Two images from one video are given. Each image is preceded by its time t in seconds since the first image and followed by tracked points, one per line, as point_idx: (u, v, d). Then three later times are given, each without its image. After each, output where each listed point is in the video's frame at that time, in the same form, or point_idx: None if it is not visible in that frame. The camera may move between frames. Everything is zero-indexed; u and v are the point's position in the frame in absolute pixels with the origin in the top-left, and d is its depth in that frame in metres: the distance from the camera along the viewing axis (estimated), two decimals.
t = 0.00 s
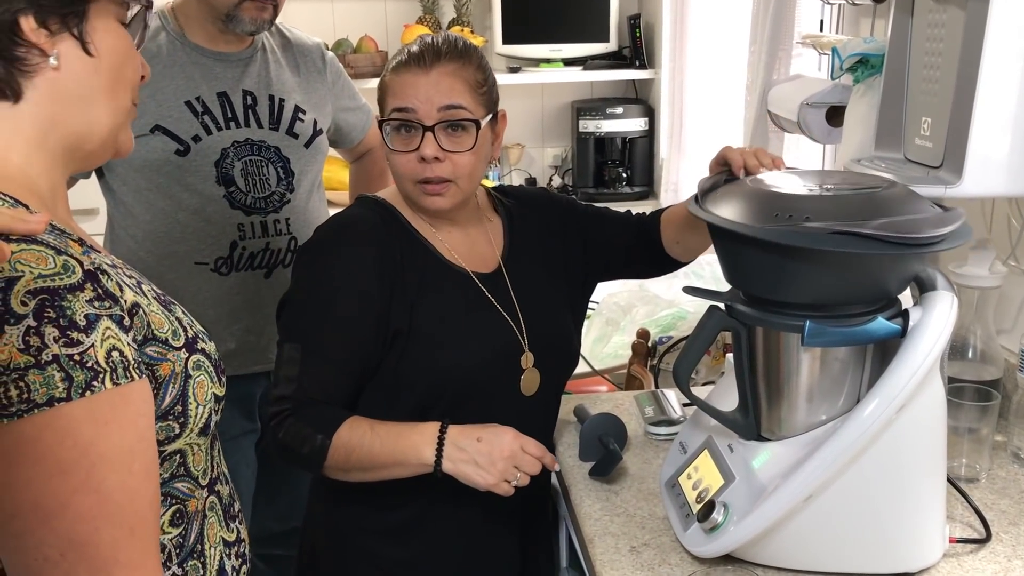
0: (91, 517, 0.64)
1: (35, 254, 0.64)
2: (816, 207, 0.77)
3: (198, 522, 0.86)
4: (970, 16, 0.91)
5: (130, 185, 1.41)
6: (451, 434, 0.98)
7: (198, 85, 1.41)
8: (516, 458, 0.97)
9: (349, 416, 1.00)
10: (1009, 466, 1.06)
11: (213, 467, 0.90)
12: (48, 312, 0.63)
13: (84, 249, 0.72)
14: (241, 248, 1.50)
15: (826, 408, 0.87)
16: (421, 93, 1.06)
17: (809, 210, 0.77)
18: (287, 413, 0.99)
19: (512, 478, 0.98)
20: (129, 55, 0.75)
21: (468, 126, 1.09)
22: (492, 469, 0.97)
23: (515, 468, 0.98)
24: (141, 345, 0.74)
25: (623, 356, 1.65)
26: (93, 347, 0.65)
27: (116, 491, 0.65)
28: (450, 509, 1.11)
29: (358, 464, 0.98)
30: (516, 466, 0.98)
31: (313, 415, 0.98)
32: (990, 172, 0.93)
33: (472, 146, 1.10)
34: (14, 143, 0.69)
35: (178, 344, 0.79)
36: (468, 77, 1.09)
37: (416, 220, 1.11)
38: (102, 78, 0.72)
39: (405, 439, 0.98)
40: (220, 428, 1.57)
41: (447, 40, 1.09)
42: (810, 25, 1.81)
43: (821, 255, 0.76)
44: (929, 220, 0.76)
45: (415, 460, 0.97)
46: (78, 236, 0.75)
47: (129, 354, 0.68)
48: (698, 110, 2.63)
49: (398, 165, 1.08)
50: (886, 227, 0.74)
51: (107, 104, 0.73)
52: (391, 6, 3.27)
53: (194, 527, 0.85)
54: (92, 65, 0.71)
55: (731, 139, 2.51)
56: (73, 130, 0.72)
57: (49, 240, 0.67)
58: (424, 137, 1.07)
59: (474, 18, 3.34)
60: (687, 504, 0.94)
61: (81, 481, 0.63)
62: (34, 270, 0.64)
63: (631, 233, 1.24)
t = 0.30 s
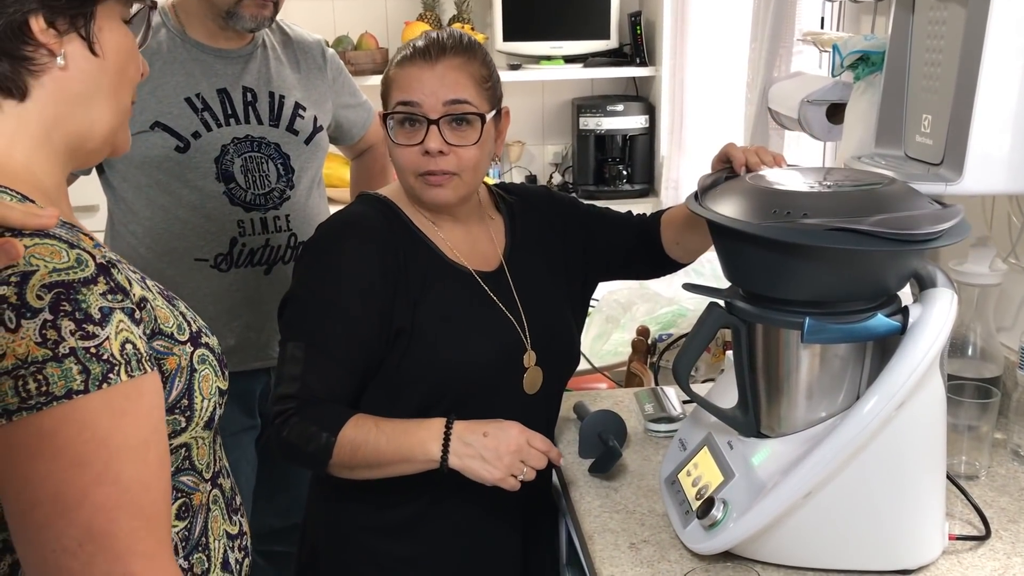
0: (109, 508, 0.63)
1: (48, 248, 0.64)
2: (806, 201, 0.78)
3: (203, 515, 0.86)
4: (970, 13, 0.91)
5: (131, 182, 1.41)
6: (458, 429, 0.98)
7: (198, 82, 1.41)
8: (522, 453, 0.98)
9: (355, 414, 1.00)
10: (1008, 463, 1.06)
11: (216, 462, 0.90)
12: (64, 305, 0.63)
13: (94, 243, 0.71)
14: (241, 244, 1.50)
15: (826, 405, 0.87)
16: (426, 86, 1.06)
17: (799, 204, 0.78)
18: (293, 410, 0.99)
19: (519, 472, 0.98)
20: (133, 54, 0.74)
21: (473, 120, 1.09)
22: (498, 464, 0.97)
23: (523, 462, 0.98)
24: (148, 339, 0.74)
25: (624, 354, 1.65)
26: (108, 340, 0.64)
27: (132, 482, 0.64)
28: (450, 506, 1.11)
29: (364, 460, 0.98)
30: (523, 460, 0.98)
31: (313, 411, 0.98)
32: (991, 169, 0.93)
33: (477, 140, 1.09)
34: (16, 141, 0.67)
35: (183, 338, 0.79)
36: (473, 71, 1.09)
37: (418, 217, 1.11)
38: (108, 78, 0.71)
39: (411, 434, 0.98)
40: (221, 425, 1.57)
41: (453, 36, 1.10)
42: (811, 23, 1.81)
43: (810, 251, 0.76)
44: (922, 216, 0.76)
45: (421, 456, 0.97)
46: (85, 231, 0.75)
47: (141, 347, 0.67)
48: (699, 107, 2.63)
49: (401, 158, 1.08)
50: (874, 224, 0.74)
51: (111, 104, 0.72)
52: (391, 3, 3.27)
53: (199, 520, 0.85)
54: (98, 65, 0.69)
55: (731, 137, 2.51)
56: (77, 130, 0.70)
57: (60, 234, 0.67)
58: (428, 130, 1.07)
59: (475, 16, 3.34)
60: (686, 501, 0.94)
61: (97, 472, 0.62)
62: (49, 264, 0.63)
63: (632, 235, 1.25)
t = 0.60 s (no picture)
0: (113, 506, 0.62)
1: (51, 248, 0.64)
2: (797, 199, 0.78)
3: (201, 513, 0.86)
4: (968, 12, 0.90)
5: (128, 181, 1.41)
6: (444, 437, 0.98)
7: (194, 80, 1.41)
8: (509, 462, 0.97)
9: (343, 417, 1.00)
10: (1004, 463, 1.06)
11: (213, 461, 0.90)
12: (67, 304, 0.62)
13: (96, 242, 0.71)
14: (237, 243, 1.49)
15: (822, 405, 0.87)
16: (427, 70, 1.07)
17: (789, 202, 0.78)
18: (282, 413, 0.99)
19: (505, 481, 0.98)
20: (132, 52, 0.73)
21: (473, 101, 1.09)
22: (484, 473, 0.97)
23: (508, 471, 0.98)
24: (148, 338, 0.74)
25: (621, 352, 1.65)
26: (111, 339, 0.64)
27: (136, 481, 0.63)
28: (446, 505, 1.11)
29: (352, 463, 0.98)
30: (509, 469, 0.98)
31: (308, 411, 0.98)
32: (988, 168, 0.93)
33: (479, 119, 1.10)
34: (12, 140, 0.67)
35: (182, 336, 0.79)
36: (472, 58, 1.11)
37: (412, 217, 1.10)
38: (104, 77, 0.70)
39: (397, 441, 0.98)
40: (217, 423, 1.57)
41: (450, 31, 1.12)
42: (809, 22, 1.81)
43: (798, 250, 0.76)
44: (916, 215, 0.76)
45: (407, 462, 0.97)
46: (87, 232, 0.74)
47: (143, 346, 0.67)
48: (698, 105, 2.63)
49: (401, 139, 1.07)
50: (863, 222, 0.75)
51: (109, 103, 0.71)
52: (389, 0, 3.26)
53: (198, 518, 0.85)
54: (93, 64, 0.69)
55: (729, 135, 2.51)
56: (73, 129, 0.69)
57: (62, 233, 0.66)
58: (429, 110, 1.07)
59: (473, 14, 3.34)
60: (682, 501, 0.94)
61: (101, 470, 0.61)
62: (51, 263, 0.63)
63: (631, 237, 1.25)
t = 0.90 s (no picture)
0: (105, 507, 0.62)
1: (48, 248, 0.63)
2: (780, 195, 0.79)
3: (196, 512, 0.86)
4: (964, 10, 0.90)
5: (124, 177, 1.42)
6: (440, 428, 0.98)
7: (190, 76, 1.41)
8: (504, 454, 0.97)
9: (338, 411, 1.00)
10: (1000, 461, 1.06)
11: (208, 460, 0.90)
12: (63, 305, 0.62)
13: (94, 242, 0.71)
14: (232, 238, 1.49)
15: (817, 402, 0.87)
16: (423, 78, 1.06)
17: (772, 198, 0.79)
18: (276, 407, 0.99)
19: (501, 472, 0.98)
20: (131, 47, 0.72)
21: (468, 110, 1.09)
22: (479, 464, 0.97)
23: (504, 463, 0.98)
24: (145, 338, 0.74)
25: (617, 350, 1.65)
26: (107, 340, 0.64)
27: (129, 482, 0.63)
28: (442, 503, 1.11)
29: (346, 457, 0.98)
30: (504, 461, 0.98)
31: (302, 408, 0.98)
32: (983, 166, 0.93)
33: (474, 127, 1.10)
34: (8, 139, 0.67)
35: (178, 337, 0.79)
36: (469, 63, 1.09)
37: (409, 216, 1.10)
38: (99, 72, 0.69)
39: (390, 434, 0.98)
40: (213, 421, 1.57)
41: (449, 30, 1.10)
42: (806, 20, 1.81)
43: (779, 246, 0.77)
44: (896, 213, 0.75)
45: (403, 455, 0.97)
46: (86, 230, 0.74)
47: (139, 347, 0.67)
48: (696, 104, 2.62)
49: (395, 147, 1.08)
50: (839, 219, 0.74)
51: (105, 98, 0.70)
52: None
53: (193, 517, 0.85)
54: (86, 60, 0.67)
55: (726, 134, 2.51)
56: (68, 125, 0.69)
57: (60, 233, 0.66)
58: (424, 120, 1.07)
59: (471, 11, 3.33)
60: (678, 498, 0.94)
61: (94, 471, 0.61)
62: (49, 264, 0.62)
63: (628, 239, 1.25)
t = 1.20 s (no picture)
0: (104, 505, 0.62)
1: (51, 244, 0.63)
2: (773, 193, 0.79)
3: (197, 509, 0.86)
4: (965, 9, 0.90)
5: (121, 174, 1.41)
6: (431, 433, 0.98)
7: (187, 73, 1.41)
8: (495, 458, 0.97)
9: (333, 411, 1.00)
10: (999, 460, 1.06)
11: (210, 457, 0.90)
12: (65, 302, 0.62)
13: (97, 239, 0.71)
14: (229, 236, 1.49)
15: (816, 401, 0.87)
16: (420, 76, 1.06)
17: (765, 196, 0.79)
18: (271, 406, 0.99)
19: (492, 478, 0.97)
20: (131, 43, 0.71)
21: (463, 109, 1.09)
22: (469, 469, 0.97)
23: (495, 467, 0.98)
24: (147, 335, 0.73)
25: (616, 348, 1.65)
26: (109, 337, 0.64)
27: (128, 480, 0.63)
28: (440, 501, 1.11)
29: (340, 457, 0.98)
30: (496, 466, 0.98)
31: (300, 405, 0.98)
32: (983, 165, 0.93)
33: (469, 127, 1.09)
34: (9, 136, 0.66)
35: (181, 335, 0.79)
36: (467, 61, 1.09)
37: (407, 214, 1.10)
38: (97, 67, 0.68)
39: (382, 438, 0.97)
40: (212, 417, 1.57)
41: (449, 28, 1.10)
42: (807, 18, 1.80)
43: (770, 244, 0.77)
44: (888, 213, 0.76)
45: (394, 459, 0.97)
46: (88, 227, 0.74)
47: (141, 345, 0.67)
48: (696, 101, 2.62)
49: (390, 145, 1.08)
50: (831, 218, 0.74)
51: (104, 93, 0.69)
52: None
53: (193, 514, 0.85)
54: (83, 55, 0.66)
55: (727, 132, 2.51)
56: (68, 121, 0.68)
57: (63, 230, 0.66)
58: (419, 118, 1.07)
59: (471, 8, 3.33)
60: (676, 497, 0.94)
61: (93, 468, 0.61)
62: (52, 260, 0.62)
63: (628, 239, 1.25)
